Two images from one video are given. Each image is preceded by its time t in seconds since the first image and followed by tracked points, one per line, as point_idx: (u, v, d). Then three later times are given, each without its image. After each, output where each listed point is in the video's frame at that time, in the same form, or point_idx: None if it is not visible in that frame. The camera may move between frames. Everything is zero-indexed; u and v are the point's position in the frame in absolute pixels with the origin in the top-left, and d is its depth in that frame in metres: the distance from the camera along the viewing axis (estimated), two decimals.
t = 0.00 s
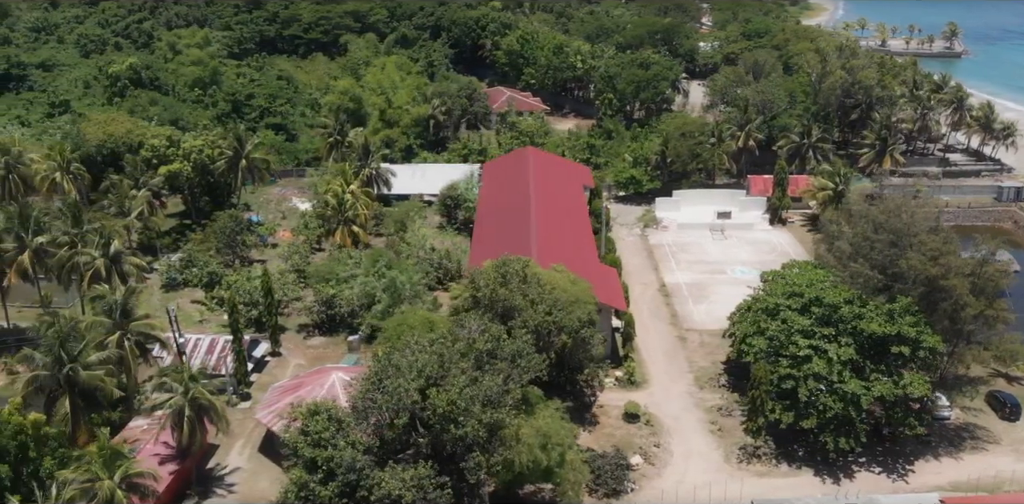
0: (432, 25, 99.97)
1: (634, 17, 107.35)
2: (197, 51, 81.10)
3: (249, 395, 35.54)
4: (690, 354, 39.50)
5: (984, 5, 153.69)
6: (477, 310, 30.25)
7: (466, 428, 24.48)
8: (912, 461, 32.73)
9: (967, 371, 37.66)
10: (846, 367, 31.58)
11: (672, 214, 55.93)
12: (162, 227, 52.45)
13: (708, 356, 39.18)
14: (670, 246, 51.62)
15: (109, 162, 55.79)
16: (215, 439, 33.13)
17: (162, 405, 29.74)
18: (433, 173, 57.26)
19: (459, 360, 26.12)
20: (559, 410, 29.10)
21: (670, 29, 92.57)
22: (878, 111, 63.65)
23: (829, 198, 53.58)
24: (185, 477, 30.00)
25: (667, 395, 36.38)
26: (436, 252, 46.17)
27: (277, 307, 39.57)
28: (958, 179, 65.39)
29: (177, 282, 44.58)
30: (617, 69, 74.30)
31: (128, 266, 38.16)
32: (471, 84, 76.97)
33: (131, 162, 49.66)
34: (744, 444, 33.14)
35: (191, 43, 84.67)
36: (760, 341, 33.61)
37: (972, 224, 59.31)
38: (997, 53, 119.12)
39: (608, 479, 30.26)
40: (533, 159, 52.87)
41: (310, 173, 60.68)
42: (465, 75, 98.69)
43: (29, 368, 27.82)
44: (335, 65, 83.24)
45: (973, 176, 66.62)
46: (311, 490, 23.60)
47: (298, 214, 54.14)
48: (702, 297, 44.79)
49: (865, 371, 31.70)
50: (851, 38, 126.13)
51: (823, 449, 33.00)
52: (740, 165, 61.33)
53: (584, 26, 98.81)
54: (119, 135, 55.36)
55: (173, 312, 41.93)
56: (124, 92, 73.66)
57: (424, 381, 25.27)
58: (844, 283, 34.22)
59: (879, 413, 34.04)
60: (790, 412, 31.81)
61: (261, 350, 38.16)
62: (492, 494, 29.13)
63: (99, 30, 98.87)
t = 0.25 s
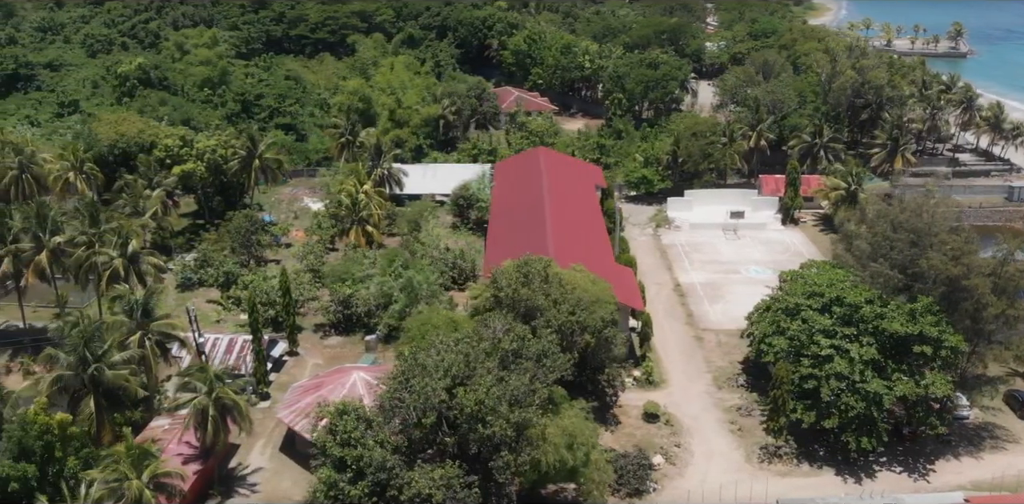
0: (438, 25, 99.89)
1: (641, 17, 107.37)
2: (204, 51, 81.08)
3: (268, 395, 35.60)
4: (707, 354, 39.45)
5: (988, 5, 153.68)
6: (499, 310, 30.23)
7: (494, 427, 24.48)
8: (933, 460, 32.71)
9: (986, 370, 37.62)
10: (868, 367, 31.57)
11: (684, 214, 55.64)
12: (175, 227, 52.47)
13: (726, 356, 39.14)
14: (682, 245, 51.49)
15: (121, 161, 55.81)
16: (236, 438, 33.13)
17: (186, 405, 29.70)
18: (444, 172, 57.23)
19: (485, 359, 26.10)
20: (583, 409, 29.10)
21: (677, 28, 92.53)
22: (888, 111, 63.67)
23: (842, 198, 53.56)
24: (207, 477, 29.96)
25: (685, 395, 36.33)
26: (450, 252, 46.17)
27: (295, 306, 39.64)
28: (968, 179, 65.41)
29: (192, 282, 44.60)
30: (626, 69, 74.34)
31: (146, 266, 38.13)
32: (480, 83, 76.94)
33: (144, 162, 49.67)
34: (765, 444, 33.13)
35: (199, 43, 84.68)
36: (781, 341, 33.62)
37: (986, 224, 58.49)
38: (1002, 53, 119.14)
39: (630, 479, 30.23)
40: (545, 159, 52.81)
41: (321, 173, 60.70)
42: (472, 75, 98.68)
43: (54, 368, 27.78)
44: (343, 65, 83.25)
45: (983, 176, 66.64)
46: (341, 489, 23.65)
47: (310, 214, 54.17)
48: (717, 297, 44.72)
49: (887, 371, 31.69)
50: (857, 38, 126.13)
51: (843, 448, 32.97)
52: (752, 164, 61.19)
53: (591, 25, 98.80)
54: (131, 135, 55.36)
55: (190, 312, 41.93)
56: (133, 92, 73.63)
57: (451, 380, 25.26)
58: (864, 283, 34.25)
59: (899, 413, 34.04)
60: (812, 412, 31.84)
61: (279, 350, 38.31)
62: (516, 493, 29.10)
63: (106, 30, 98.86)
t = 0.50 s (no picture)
0: (445, 25, 99.83)
1: (647, 17, 107.40)
2: (212, 51, 81.04)
3: (287, 394, 35.78)
4: (724, 354, 39.42)
5: (992, 5, 153.71)
6: (522, 309, 30.21)
7: (522, 427, 24.47)
8: (954, 460, 32.69)
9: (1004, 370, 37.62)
10: (890, 367, 31.57)
11: (696, 214, 55.51)
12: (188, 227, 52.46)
13: (744, 356, 39.12)
14: (696, 245, 51.35)
15: (132, 162, 55.79)
16: (257, 438, 33.16)
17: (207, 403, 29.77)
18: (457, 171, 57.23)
19: (512, 359, 26.09)
20: (607, 408, 29.11)
21: (684, 28, 92.50)
22: (899, 111, 63.69)
23: (854, 198, 53.54)
24: (230, 476, 29.99)
25: (704, 395, 36.29)
26: (465, 252, 46.15)
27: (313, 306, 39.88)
28: (979, 179, 65.44)
29: (207, 282, 44.59)
30: (635, 69, 74.38)
31: (164, 266, 38.08)
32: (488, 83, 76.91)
33: (159, 162, 49.71)
34: (786, 444, 33.13)
35: (206, 43, 84.67)
36: (801, 341, 33.66)
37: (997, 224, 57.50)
38: (1008, 53, 119.18)
39: (654, 478, 30.20)
40: (557, 159, 52.73)
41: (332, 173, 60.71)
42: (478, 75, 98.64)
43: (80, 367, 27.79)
44: (351, 65, 83.24)
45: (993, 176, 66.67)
46: (370, 488, 23.68)
47: (323, 214, 54.24)
48: (732, 297, 44.66)
49: (909, 370, 31.70)
50: (862, 38, 126.11)
51: (865, 448, 32.96)
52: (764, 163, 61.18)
53: (597, 25, 98.80)
54: (144, 135, 55.31)
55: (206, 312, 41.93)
56: (142, 91, 73.49)
57: (478, 380, 25.26)
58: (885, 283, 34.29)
59: (919, 412, 34.02)
60: (834, 412, 31.91)
61: (298, 349, 38.53)
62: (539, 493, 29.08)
63: (112, 30, 98.81)
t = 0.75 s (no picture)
0: (451, 25, 99.79)
1: (653, 16, 107.39)
2: (221, 50, 81.01)
3: (306, 394, 36.03)
4: (742, 354, 39.41)
5: (996, 5, 153.70)
6: (546, 309, 30.17)
7: (551, 427, 24.44)
8: (974, 459, 32.66)
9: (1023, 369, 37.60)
10: (912, 366, 31.55)
11: (708, 214, 55.48)
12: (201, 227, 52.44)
13: (761, 356, 39.12)
14: (709, 245, 51.28)
15: (144, 162, 55.78)
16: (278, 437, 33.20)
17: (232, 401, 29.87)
18: (469, 171, 57.31)
19: (539, 359, 26.05)
20: (631, 408, 29.08)
21: (692, 28, 92.46)
22: (910, 111, 63.68)
23: (867, 197, 53.46)
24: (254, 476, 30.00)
25: (723, 395, 36.28)
26: (480, 252, 46.11)
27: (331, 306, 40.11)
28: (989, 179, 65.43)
29: (222, 281, 44.57)
30: (644, 68, 74.38)
31: (183, 265, 38.06)
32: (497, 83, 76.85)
33: (173, 162, 49.69)
34: (807, 443, 33.15)
35: (214, 43, 84.66)
36: (823, 341, 33.65)
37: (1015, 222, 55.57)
38: (1013, 53, 119.19)
39: (676, 478, 30.20)
40: (570, 159, 52.68)
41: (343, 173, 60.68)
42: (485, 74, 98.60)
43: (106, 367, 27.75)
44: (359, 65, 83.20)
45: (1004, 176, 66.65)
46: (400, 487, 23.68)
47: (336, 214, 54.47)
48: (748, 296, 44.60)
49: (931, 370, 31.69)
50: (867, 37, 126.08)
51: (886, 447, 32.95)
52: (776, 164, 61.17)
53: (604, 25, 98.78)
54: (156, 135, 55.30)
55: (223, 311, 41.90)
56: (152, 91, 73.57)
57: (505, 380, 25.24)
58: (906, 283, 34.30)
59: (939, 412, 34.00)
60: (856, 411, 31.95)
61: (316, 349, 38.77)
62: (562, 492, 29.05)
63: (119, 30, 98.77)
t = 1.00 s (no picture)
0: (458, 25, 99.83)
1: (659, 16, 107.37)
2: (229, 50, 80.97)
3: (326, 393, 36.27)
4: (759, 353, 39.47)
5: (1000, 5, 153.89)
6: (569, 308, 30.15)
7: (579, 426, 24.43)
8: (995, 458, 32.65)
9: None
10: (934, 365, 31.56)
11: (720, 213, 55.42)
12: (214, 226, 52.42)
13: (778, 355, 39.18)
14: (722, 244, 51.28)
15: (156, 161, 55.79)
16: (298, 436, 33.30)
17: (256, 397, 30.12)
18: (482, 170, 57.26)
19: (564, 358, 26.05)
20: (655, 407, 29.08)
21: (699, 27, 92.46)
22: (920, 110, 63.68)
23: (880, 197, 53.39)
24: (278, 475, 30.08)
25: (742, 394, 36.36)
26: (495, 251, 46.08)
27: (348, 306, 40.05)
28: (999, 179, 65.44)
29: (238, 281, 44.57)
30: (653, 68, 74.42)
31: (201, 265, 38.04)
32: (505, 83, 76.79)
33: (187, 161, 49.66)
34: (828, 442, 33.21)
35: (222, 43, 84.70)
36: (843, 340, 33.70)
37: None
38: (1018, 53, 119.29)
39: (699, 477, 30.23)
40: (582, 159, 52.69)
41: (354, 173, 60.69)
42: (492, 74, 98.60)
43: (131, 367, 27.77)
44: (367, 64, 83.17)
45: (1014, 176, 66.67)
46: (430, 486, 23.69)
47: (348, 214, 54.56)
48: (763, 296, 44.63)
49: (952, 369, 31.71)
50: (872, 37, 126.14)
51: (906, 446, 32.97)
52: (788, 164, 61.24)
53: (610, 26, 98.80)
54: (168, 135, 55.27)
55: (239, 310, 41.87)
56: (162, 91, 73.71)
57: (532, 379, 25.26)
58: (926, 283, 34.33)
59: (959, 411, 34.01)
60: (877, 410, 32.01)
61: (334, 348, 38.99)
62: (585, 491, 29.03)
63: (125, 30, 98.74)
